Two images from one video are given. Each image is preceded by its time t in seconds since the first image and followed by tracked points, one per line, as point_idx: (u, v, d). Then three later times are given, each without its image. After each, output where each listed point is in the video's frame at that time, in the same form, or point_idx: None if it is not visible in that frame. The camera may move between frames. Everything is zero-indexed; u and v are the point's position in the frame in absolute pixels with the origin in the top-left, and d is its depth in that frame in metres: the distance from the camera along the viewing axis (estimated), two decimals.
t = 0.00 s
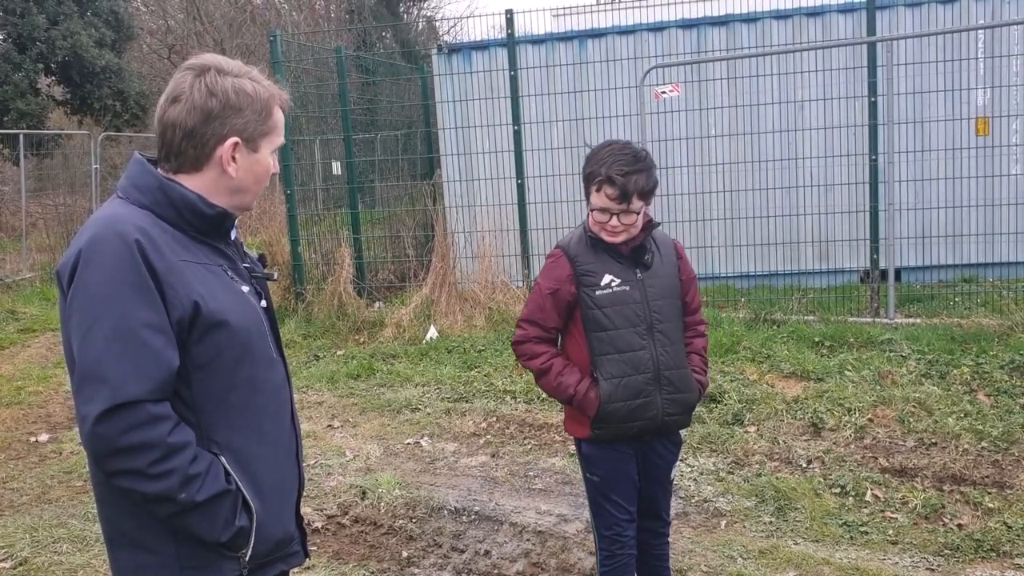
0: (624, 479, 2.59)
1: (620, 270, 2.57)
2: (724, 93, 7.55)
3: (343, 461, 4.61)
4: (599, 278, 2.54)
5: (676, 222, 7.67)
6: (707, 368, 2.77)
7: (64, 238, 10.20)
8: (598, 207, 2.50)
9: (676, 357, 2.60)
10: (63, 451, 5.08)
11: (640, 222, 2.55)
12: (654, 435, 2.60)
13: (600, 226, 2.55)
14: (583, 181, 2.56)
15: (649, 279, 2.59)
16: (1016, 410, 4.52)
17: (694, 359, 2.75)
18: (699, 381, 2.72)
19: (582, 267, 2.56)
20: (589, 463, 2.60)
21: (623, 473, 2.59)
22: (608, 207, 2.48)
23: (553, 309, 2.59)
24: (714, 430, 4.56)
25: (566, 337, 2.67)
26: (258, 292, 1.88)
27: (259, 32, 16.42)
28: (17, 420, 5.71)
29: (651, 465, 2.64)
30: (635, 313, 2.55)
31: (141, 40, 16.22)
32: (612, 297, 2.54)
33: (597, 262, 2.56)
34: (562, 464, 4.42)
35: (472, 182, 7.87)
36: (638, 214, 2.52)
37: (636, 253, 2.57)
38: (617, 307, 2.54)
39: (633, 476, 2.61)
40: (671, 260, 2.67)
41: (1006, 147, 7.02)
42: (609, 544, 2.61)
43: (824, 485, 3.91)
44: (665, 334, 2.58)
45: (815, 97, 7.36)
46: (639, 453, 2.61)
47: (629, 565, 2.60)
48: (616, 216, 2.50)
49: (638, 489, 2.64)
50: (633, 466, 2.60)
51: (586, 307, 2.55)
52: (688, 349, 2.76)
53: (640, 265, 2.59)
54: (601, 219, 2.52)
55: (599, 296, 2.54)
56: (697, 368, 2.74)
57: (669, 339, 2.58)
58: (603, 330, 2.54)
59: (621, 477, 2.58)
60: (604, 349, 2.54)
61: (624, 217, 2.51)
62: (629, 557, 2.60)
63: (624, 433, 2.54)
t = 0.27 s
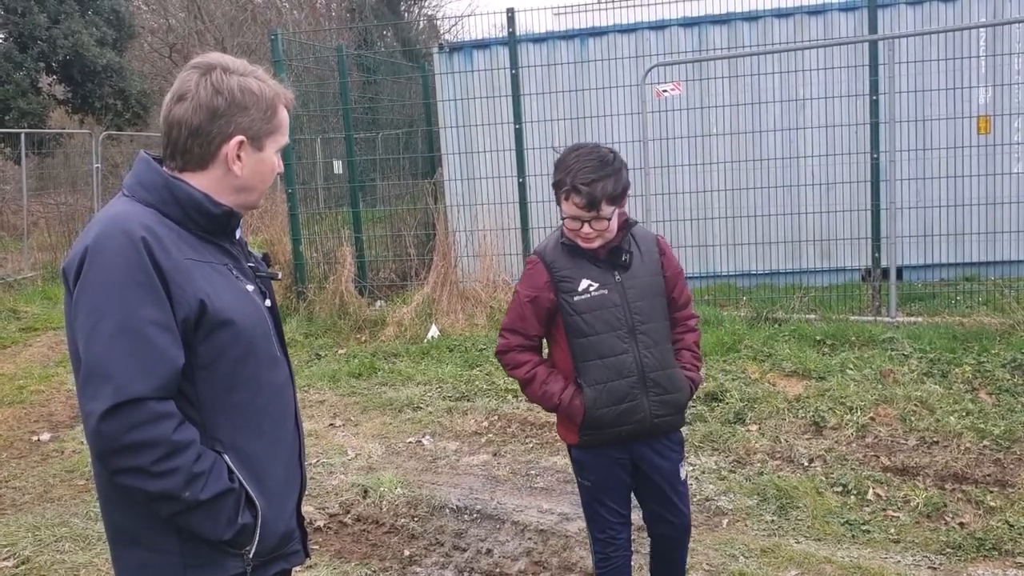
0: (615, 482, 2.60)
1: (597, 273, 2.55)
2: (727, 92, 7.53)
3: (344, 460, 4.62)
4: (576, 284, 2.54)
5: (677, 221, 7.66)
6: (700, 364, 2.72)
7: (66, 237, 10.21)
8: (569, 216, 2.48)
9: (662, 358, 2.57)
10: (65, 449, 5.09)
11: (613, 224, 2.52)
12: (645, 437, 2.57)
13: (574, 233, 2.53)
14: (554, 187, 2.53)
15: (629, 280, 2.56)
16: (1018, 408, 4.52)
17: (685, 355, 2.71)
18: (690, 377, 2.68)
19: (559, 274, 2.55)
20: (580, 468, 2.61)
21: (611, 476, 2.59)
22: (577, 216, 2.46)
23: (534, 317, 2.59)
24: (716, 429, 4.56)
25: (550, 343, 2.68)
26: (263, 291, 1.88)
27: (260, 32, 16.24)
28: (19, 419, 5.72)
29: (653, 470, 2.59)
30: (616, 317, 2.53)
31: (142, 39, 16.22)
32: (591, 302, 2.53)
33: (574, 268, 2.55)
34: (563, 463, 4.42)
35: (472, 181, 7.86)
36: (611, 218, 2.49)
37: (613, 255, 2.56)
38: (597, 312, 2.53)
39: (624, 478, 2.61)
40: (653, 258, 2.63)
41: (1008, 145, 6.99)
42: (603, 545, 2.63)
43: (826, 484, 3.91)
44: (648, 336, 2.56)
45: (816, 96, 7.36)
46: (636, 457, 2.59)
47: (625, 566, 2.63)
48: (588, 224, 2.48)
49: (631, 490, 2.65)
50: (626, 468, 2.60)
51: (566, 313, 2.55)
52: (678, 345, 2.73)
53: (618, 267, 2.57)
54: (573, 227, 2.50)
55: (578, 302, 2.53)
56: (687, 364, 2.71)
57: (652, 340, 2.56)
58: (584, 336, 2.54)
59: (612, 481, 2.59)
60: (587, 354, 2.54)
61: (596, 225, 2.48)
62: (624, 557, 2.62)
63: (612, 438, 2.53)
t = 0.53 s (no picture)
0: (612, 481, 2.60)
1: (581, 272, 2.52)
2: (729, 89, 7.49)
3: (346, 457, 4.61)
4: (559, 283, 2.52)
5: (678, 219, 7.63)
6: (701, 359, 2.66)
7: (66, 233, 10.19)
8: (549, 218, 2.46)
9: (652, 354, 2.53)
10: (66, 446, 5.08)
11: (596, 221, 2.48)
12: (640, 435, 2.54)
13: (557, 233, 2.50)
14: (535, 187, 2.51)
15: (613, 277, 2.52)
16: (1020, 406, 4.51)
17: (685, 349, 2.66)
18: (688, 372, 2.62)
19: (543, 274, 2.54)
20: (577, 466, 2.62)
21: (607, 476, 2.60)
22: (557, 217, 2.44)
23: (522, 318, 2.60)
24: (718, 426, 4.56)
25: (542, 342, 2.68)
26: (266, 288, 1.88)
27: (261, 28, 15.98)
28: (19, 415, 5.71)
29: (654, 468, 2.56)
30: (600, 315, 2.50)
31: (142, 35, 16.18)
32: (575, 302, 2.51)
33: (558, 268, 2.53)
34: (565, 461, 4.42)
35: (473, 178, 7.86)
36: (592, 216, 2.46)
37: (595, 253, 2.52)
38: (581, 311, 2.50)
39: (622, 478, 2.61)
40: (641, 252, 2.58)
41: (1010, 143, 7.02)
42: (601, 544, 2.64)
43: (828, 482, 3.90)
44: (636, 332, 2.52)
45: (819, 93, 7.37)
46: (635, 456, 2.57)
47: (624, 564, 2.62)
48: (569, 224, 2.45)
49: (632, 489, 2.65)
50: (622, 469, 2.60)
51: (552, 314, 2.54)
52: (678, 338, 2.67)
53: (602, 264, 2.53)
54: (555, 228, 2.47)
55: (561, 301, 2.52)
56: (688, 359, 2.65)
57: (640, 336, 2.52)
58: (570, 335, 2.52)
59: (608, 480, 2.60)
60: (574, 354, 2.53)
61: (578, 224, 2.45)
62: (624, 556, 2.63)
63: (602, 436, 2.52)
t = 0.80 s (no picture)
0: (612, 481, 2.61)
1: (571, 273, 2.52)
2: (733, 88, 7.50)
3: (347, 453, 4.61)
4: (551, 284, 2.53)
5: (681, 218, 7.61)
6: (704, 356, 2.61)
7: (68, 227, 10.19)
8: (540, 219, 2.47)
9: (646, 354, 2.51)
10: (67, 440, 5.08)
11: (588, 219, 2.49)
12: (637, 435, 2.53)
13: (548, 234, 2.51)
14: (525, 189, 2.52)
15: (604, 276, 2.51)
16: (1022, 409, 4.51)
17: (687, 347, 2.62)
18: (688, 371, 2.59)
19: (536, 275, 2.56)
20: (577, 465, 2.64)
21: (607, 476, 2.61)
22: (548, 217, 2.44)
23: (519, 318, 2.63)
24: (719, 426, 4.56)
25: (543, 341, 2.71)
26: (270, 284, 1.88)
27: (264, 24, 15.75)
28: (21, 409, 5.71)
29: (655, 468, 2.55)
30: (591, 316, 2.50)
31: (145, 29, 16.13)
32: (565, 303, 2.52)
33: (550, 269, 2.54)
34: (566, 459, 4.42)
35: (476, 176, 7.82)
36: (583, 214, 2.46)
37: (585, 253, 2.52)
38: (572, 312, 2.51)
39: (622, 477, 2.62)
40: (635, 250, 2.56)
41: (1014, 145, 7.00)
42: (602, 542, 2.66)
43: (829, 483, 3.91)
44: (628, 332, 2.50)
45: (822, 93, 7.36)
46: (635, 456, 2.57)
47: (624, 562, 2.65)
48: (559, 224, 2.46)
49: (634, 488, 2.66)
50: (622, 469, 2.60)
51: (545, 314, 2.56)
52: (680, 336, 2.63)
53: (592, 265, 2.52)
54: (546, 228, 2.48)
55: (553, 302, 2.53)
56: (689, 357, 2.61)
57: (632, 336, 2.50)
58: (563, 336, 2.53)
59: (608, 480, 2.61)
60: (567, 354, 2.54)
61: (568, 223, 2.46)
62: (625, 554, 2.65)
63: (597, 436, 2.53)
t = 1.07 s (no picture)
0: (621, 477, 2.62)
1: (573, 275, 2.52)
2: (736, 87, 7.49)
3: (349, 449, 4.62)
4: (554, 288, 2.53)
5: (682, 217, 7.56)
6: (713, 346, 2.59)
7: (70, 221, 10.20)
8: (540, 223, 2.46)
9: (654, 350, 2.50)
10: (69, 433, 5.09)
11: (587, 221, 2.48)
12: (648, 431, 2.53)
13: (547, 237, 2.50)
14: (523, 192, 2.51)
15: (606, 277, 2.50)
16: None
17: (696, 339, 2.60)
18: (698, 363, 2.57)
19: (539, 279, 2.55)
20: (591, 463, 2.66)
21: (616, 472, 2.62)
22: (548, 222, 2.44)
23: (528, 322, 2.64)
24: (721, 425, 4.56)
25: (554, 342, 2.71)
26: (275, 280, 1.88)
27: (266, 19, 15.74)
28: (23, 403, 5.72)
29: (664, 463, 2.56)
30: (597, 317, 2.49)
31: (148, 24, 16.13)
32: (570, 305, 2.51)
33: (552, 272, 2.53)
34: (568, 457, 4.42)
35: (478, 173, 7.87)
36: (582, 217, 2.45)
37: (584, 255, 2.50)
38: (577, 314, 2.51)
39: (632, 475, 2.62)
40: (636, 247, 2.55)
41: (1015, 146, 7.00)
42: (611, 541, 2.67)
43: (831, 482, 3.91)
44: (633, 329, 2.49)
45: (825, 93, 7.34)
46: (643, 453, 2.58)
47: (633, 557, 2.65)
48: (558, 227, 2.45)
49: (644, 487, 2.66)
50: (633, 466, 2.61)
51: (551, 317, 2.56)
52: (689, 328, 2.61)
53: (593, 266, 2.51)
54: (544, 232, 2.48)
55: (558, 305, 2.53)
56: (699, 349, 2.59)
57: (639, 334, 2.49)
58: (571, 338, 2.53)
59: (618, 477, 2.62)
60: (575, 355, 2.54)
61: (566, 227, 2.45)
62: (633, 551, 2.65)
63: (611, 433, 2.54)
